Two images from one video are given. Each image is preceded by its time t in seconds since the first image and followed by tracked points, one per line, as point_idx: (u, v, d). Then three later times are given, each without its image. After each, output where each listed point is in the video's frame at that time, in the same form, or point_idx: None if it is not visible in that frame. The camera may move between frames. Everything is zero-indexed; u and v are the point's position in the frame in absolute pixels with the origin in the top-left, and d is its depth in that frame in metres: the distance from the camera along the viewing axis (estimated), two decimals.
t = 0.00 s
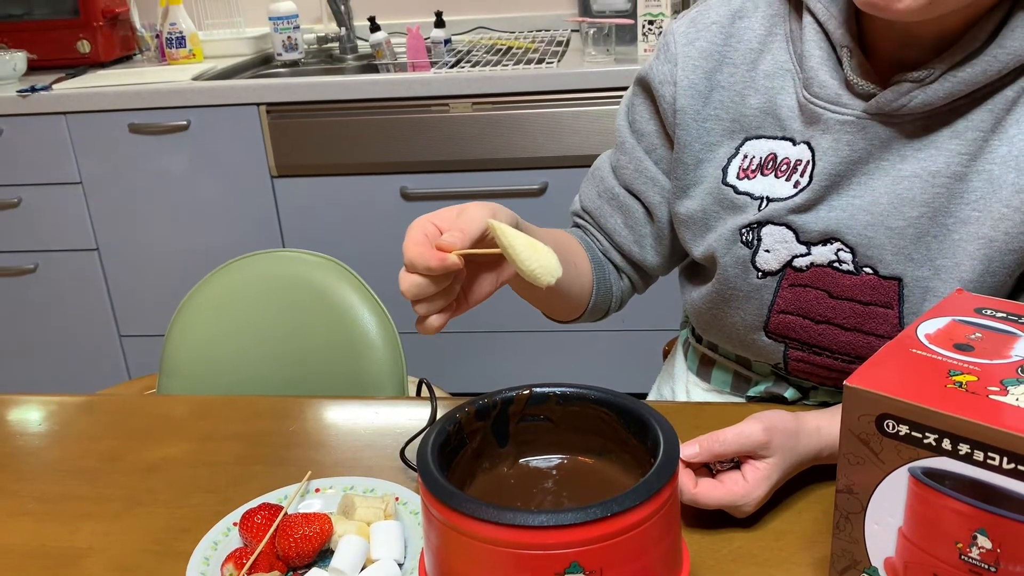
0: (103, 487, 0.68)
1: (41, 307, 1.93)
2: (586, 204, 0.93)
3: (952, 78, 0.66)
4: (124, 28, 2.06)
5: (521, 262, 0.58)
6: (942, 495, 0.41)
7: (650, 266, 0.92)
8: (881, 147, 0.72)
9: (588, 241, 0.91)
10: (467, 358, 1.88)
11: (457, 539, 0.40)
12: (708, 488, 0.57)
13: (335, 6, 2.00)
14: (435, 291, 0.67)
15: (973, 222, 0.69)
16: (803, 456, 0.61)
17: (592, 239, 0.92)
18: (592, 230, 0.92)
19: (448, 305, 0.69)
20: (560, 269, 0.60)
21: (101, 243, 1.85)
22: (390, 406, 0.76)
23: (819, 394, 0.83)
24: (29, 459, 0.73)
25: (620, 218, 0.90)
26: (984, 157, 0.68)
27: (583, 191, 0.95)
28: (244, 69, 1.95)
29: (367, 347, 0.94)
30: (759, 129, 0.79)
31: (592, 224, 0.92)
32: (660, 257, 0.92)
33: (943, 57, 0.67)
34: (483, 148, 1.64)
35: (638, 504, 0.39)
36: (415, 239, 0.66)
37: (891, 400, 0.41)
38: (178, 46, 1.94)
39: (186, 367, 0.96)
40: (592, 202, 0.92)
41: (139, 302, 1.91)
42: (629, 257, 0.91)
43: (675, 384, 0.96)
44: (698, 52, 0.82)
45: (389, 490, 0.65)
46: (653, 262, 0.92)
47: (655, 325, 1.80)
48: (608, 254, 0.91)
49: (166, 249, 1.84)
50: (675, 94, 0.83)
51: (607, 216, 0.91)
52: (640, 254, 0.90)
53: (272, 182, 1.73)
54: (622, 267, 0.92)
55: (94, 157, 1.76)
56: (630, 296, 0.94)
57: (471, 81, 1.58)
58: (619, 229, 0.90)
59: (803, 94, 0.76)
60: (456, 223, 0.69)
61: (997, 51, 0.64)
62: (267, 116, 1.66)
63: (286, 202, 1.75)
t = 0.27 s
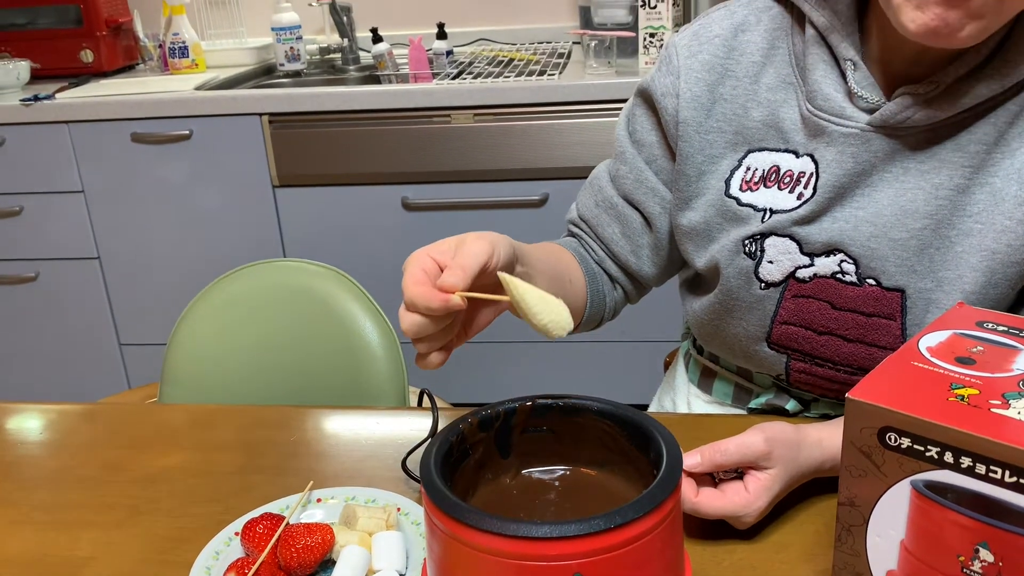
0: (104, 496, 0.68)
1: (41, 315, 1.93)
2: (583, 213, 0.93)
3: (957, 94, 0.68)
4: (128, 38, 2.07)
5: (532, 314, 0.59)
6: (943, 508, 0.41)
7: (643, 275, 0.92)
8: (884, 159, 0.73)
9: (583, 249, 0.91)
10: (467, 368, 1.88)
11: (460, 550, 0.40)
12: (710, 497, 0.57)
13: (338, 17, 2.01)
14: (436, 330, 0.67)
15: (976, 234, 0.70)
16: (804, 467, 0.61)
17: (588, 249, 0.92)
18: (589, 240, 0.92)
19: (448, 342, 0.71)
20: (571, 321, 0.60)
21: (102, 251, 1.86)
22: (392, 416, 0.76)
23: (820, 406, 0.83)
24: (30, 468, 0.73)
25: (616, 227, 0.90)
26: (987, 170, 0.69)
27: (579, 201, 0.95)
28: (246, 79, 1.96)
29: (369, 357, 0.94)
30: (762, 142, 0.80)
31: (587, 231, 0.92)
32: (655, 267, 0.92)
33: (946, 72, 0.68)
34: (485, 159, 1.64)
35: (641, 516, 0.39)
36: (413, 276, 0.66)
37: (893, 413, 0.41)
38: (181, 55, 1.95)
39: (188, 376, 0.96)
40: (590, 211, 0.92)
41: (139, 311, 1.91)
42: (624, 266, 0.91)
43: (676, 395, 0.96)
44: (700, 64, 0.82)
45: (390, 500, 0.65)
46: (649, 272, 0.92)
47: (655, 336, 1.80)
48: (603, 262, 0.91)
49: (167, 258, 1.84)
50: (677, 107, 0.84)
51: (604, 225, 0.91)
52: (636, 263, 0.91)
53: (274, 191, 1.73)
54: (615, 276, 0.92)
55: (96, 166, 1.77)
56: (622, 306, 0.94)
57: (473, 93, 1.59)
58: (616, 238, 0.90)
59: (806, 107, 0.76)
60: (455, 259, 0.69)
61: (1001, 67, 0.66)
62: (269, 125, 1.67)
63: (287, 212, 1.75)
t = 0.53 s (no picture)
0: (103, 501, 0.68)
1: (41, 320, 1.93)
2: (561, 193, 0.88)
3: (959, 101, 0.68)
4: (128, 43, 2.07)
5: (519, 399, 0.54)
6: (946, 512, 0.41)
7: (610, 265, 0.89)
8: (886, 164, 0.72)
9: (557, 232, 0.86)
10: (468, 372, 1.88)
11: (460, 554, 0.40)
12: (711, 501, 0.57)
13: (338, 22, 2.01)
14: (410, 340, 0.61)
15: (978, 239, 0.70)
16: (806, 471, 0.61)
17: (559, 233, 0.87)
18: (561, 222, 0.87)
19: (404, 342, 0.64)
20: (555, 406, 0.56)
21: (102, 256, 1.86)
22: (392, 420, 0.76)
23: (822, 409, 0.83)
24: (29, 472, 0.73)
25: (596, 212, 0.87)
26: (989, 175, 0.69)
27: (552, 183, 0.90)
28: (247, 84, 1.96)
29: (369, 360, 0.94)
30: (761, 146, 0.80)
31: (562, 212, 0.87)
32: (625, 259, 0.89)
33: (948, 79, 0.67)
34: (485, 163, 1.64)
35: (643, 520, 0.39)
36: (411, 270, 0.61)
37: (895, 416, 0.41)
38: (182, 60, 1.95)
39: (187, 381, 0.96)
40: (570, 193, 0.88)
41: (139, 315, 1.91)
42: (596, 253, 0.87)
43: (676, 399, 0.96)
44: (699, 65, 0.82)
45: (391, 505, 0.65)
46: (619, 264, 0.89)
47: (656, 340, 1.80)
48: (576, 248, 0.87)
49: (167, 262, 1.84)
50: (674, 105, 0.83)
51: (583, 209, 0.87)
52: (610, 254, 0.88)
53: (274, 196, 1.73)
54: (582, 264, 0.87)
55: (97, 171, 1.77)
56: (582, 297, 0.90)
57: (474, 97, 1.59)
58: (594, 224, 0.86)
59: (807, 112, 0.76)
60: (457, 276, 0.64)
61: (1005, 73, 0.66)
62: (270, 130, 1.67)
63: (288, 216, 1.75)
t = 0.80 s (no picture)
0: (106, 504, 0.68)
1: (44, 323, 1.93)
2: (552, 186, 0.85)
3: (956, 113, 0.68)
4: (131, 46, 2.07)
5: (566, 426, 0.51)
6: (946, 516, 0.41)
7: (593, 262, 0.87)
8: (884, 177, 0.73)
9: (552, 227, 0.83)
10: (470, 375, 1.88)
11: (461, 558, 0.40)
12: (713, 506, 0.57)
13: (340, 25, 2.02)
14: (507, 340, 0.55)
15: (978, 251, 0.70)
16: (808, 475, 0.61)
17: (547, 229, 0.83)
18: (552, 218, 0.84)
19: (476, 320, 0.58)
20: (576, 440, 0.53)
21: (105, 259, 1.86)
22: (394, 423, 0.76)
23: (823, 414, 0.83)
24: (32, 475, 0.73)
25: (588, 209, 0.85)
26: (989, 186, 0.69)
27: (538, 175, 0.86)
28: (249, 87, 1.97)
29: (371, 365, 0.94)
30: (756, 156, 0.80)
31: (553, 207, 0.84)
32: (608, 258, 0.88)
33: (945, 92, 0.67)
34: (487, 165, 1.64)
35: (642, 524, 0.39)
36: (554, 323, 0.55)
37: (895, 420, 0.41)
38: (184, 63, 1.96)
39: (189, 384, 0.96)
40: (561, 188, 0.85)
41: (142, 318, 1.91)
42: (583, 250, 0.86)
43: (676, 402, 0.96)
44: (695, 72, 0.82)
45: (392, 508, 0.65)
46: (601, 263, 0.88)
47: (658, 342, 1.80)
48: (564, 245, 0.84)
49: (170, 265, 1.84)
50: (670, 110, 0.83)
51: (575, 206, 0.84)
52: (596, 252, 0.86)
53: (277, 199, 1.74)
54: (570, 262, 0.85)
55: (100, 174, 1.77)
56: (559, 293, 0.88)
57: (475, 99, 1.59)
58: (585, 222, 0.85)
59: (804, 124, 0.76)
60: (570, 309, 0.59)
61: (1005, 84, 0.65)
62: (272, 133, 1.67)
63: (290, 219, 1.75)
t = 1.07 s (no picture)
0: (106, 505, 0.68)
1: (46, 323, 1.93)
2: (554, 179, 0.85)
3: (960, 112, 0.67)
4: (133, 47, 2.07)
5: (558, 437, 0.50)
6: (948, 518, 0.41)
7: (594, 258, 0.87)
8: (888, 177, 0.73)
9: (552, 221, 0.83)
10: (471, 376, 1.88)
11: (461, 559, 0.40)
12: (715, 507, 0.57)
13: (342, 26, 2.02)
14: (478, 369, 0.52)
15: (982, 251, 0.70)
16: (810, 476, 0.61)
17: (546, 221, 0.83)
18: (552, 209, 0.84)
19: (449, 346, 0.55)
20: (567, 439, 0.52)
21: (106, 259, 1.86)
22: (395, 424, 0.76)
23: (825, 416, 0.82)
24: (33, 475, 0.73)
25: (589, 203, 0.85)
26: (993, 186, 0.69)
27: (541, 168, 0.87)
28: (251, 88, 1.97)
29: (371, 364, 0.94)
30: (758, 155, 0.79)
31: (554, 201, 0.84)
32: (608, 254, 0.88)
33: (949, 91, 0.67)
34: (489, 166, 1.64)
35: (643, 525, 0.39)
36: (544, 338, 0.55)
37: (897, 422, 0.41)
38: (186, 64, 1.96)
39: (190, 385, 0.96)
40: (563, 181, 0.85)
41: (143, 319, 1.91)
42: (584, 246, 0.85)
43: (677, 404, 0.96)
44: (699, 69, 0.82)
45: (393, 509, 0.65)
46: (603, 259, 0.88)
47: (659, 344, 1.80)
48: (566, 240, 0.84)
49: (171, 266, 1.84)
50: (673, 106, 0.83)
51: (577, 199, 0.84)
52: (597, 248, 0.86)
53: (278, 200, 1.74)
54: (569, 257, 0.85)
55: (101, 175, 1.78)
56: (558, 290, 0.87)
57: (477, 101, 1.59)
58: (587, 216, 0.84)
59: (807, 122, 0.76)
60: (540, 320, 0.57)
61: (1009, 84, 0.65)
62: (273, 134, 1.67)
63: (291, 220, 1.75)
